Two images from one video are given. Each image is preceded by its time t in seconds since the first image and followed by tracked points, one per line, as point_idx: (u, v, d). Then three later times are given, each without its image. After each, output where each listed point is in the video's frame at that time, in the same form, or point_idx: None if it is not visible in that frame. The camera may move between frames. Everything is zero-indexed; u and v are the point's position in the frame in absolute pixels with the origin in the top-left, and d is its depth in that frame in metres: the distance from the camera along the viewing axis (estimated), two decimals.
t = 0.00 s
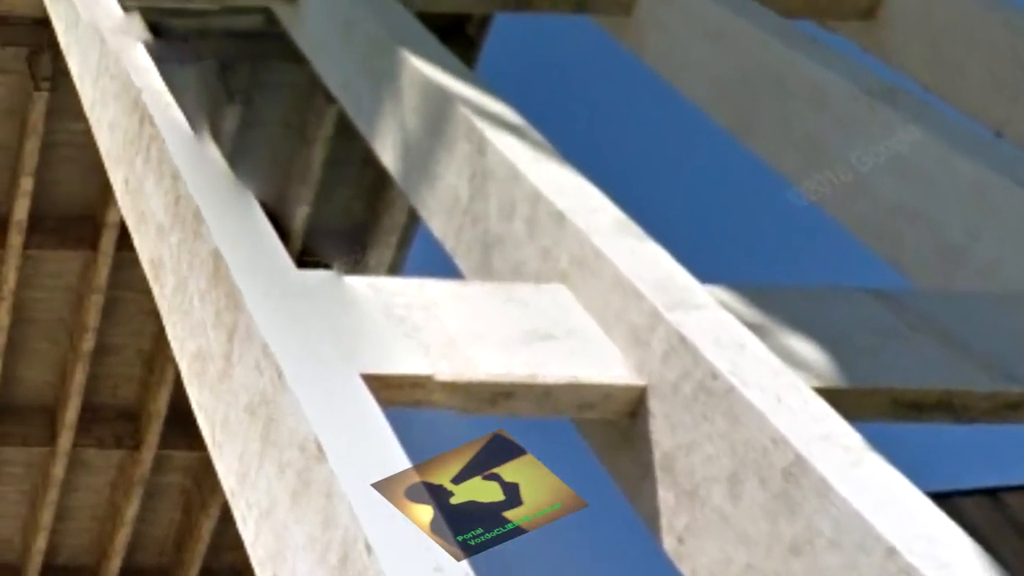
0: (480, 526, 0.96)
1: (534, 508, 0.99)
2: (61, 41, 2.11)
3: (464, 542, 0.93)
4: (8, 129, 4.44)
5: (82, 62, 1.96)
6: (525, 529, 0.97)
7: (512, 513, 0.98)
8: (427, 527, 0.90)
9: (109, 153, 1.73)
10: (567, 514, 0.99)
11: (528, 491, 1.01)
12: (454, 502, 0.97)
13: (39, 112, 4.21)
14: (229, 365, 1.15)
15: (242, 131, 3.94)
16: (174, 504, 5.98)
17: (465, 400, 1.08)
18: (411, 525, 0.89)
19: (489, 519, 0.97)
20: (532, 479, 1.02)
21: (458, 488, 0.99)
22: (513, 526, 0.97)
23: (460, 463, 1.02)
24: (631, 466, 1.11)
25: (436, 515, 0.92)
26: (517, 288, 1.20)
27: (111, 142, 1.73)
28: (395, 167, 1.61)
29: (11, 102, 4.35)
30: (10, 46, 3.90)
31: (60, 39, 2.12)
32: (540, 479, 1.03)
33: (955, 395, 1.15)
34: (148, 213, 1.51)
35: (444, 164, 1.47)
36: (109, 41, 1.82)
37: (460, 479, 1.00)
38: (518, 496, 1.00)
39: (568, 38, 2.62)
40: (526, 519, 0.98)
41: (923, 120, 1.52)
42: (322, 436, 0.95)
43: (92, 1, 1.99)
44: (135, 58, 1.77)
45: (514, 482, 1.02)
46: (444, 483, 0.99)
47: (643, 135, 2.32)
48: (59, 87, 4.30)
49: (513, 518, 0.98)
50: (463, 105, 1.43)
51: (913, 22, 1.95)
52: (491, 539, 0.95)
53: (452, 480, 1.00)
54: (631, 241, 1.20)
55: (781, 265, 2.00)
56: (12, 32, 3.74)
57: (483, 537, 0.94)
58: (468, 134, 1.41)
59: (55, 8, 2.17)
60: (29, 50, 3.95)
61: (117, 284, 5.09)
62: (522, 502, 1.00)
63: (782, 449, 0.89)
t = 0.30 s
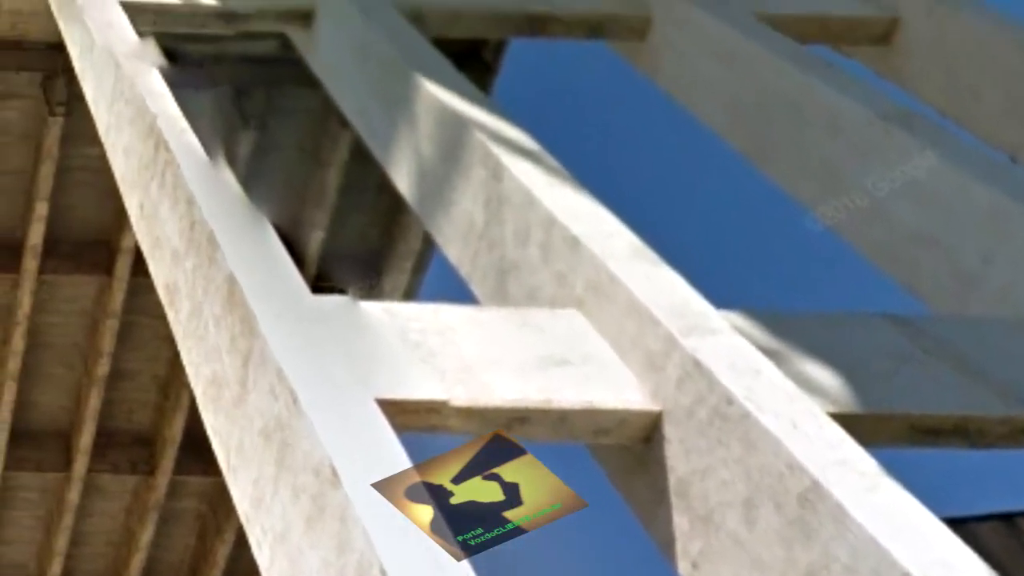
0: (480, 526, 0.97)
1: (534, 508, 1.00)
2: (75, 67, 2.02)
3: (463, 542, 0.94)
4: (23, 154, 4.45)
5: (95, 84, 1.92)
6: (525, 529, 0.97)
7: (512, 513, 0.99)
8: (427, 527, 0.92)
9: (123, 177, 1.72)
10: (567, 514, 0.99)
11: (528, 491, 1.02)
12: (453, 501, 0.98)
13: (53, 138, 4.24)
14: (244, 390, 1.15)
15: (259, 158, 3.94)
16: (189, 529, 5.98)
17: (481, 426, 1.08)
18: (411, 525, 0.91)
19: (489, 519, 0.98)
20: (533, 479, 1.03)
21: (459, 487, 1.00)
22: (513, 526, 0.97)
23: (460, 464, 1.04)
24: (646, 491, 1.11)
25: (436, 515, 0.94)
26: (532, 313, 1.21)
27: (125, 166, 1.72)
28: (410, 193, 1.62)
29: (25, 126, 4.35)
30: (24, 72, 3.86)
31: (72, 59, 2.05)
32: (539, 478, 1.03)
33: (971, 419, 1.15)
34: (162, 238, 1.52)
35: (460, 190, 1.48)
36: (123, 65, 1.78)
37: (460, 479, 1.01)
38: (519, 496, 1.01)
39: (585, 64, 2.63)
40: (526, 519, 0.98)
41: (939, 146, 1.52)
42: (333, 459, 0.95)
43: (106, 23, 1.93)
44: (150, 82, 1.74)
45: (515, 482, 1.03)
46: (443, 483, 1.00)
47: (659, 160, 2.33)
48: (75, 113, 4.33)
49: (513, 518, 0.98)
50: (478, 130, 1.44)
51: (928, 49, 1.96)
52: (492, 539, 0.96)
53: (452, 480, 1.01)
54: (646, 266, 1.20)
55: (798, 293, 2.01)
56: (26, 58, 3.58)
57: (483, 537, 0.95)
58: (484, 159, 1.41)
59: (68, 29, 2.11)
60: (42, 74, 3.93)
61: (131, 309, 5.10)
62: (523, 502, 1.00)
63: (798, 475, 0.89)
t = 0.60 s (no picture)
0: (480, 526, 0.98)
1: (533, 508, 1.00)
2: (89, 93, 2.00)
3: (463, 543, 0.96)
4: (38, 180, 4.49)
5: (111, 110, 1.89)
6: (524, 529, 0.98)
7: (512, 513, 1.00)
8: (427, 527, 0.94)
9: (138, 203, 1.74)
10: (567, 513, 1.00)
11: (527, 491, 1.02)
12: (453, 502, 1.00)
13: (68, 164, 4.27)
14: (259, 416, 1.16)
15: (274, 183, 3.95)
16: (205, 554, 6.00)
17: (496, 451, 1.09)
18: (411, 524, 0.94)
19: (490, 519, 0.99)
20: (533, 479, 1.04)
21: (458, 487, 1.02)
22: (512, 526, 0.98)
23: (461, 464, 1.05)
24: (660, 516, 1.11)
25: (436, 515, 0.96)
26: (547, 338, 1.22)
27: (140, 192, 1.74)
28: (426, 219, 1.63)
29: (41, 153, 4.39)
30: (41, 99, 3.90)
31: (88, 86, 2.01)
32: (537, 478, 1.04)
33: (986, 444, 1.15)
34: (178, 263, 1.53)
35: (475, 216, 1.49)
36: (139, 91, 1.76)
37: (460, 479, 1.03)
38: (518, 495, 1.02)
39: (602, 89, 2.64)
40: (525, 519, 0.99)
41: (953, 171, 1.53)
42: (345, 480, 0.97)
43: (123, 49, 1.90)
44: (165, 107, 1.72)
45: (515, 482, 1.03)
46: (443, 483, 1.02)
47: (675, 186, 2.41)
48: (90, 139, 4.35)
49: (513, 518, 0.99)
50: (494, 156, 1.45)
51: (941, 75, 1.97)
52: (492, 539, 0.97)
53: (452, 480, 1.03)
54: (661, 291, 1.21)
55: (811, 312, 2.12)
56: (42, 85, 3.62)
57: (483, 537, 0.97)
58: (500, 185, 1.43)
59: (81, 54, 2.08)
60: (58, 100, 3.97)
61: (146, 335, 5.13)
62: (523, 502, 1.01)
63: (813, 500, 0.90)
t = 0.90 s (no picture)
0: (480, 526, 1.00)
1: (534, 507, 1.02)
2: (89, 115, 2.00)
3: (463, 542, 0.97)
4: (38, 202, 4.49)
5: (111, 132, 1.90)
6: (524, 529, 1.00)
7: (512, 513, 1.02)
8: (427, 527, 0.98)
9: (139, 225, 1.74)
10: (566, 514, 1.01)
11: (527, 491, 1.04)
12: (453, 502, 1.02)
13: (68, 186, 4.28)
14: (259, 438, 1.16)
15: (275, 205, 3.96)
16: None
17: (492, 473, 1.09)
18: (411, 524, 0.97)
19: (490, 519, 1.01)
20: (532, 479, 1.06)
21: (458, 487, 1.04)
22: (512, 526, 1.00)
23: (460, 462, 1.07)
24: (660, 539, 1.11)
25: (436, 515, 0.99)
26: (547, 360, 1.22)
27: (140, 215, 1.74)
28: (426, 242, 1.64)
29: (41, 175, 4.40)
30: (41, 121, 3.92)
31: (87, 108, 2.02)
32: (539, 478, 1.06)
33: (986, 467, 1.16)
34: (178, 286, 1.53)
35: (475, 238, 1.50)
36: (139, 113, 1.76)
37: (460, 478, 1.05)
38: (518, 496, 1.04)
39: (602, 112, 2.64)
40: (525, 520, 1.01)
41: (953, 194, 1.53)
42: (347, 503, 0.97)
43: (123, 72, 1.89)
44: (165, 129, 1.73)
45: (514, 483, 1.05)
46: (444, 483, 1.04)
47: (676, 209, 2.43)
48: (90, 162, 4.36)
49: (513, 518, 1.01)
50: (494, 178, 1.46)
51: (942, 96, 1.98)
52: (491, 539, 0.99)
53: (452, 480, 1.05)
54: (661, 313, 1.22)
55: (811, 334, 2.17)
56: (42, 107, 3.64)
57: (483, 537, 0.99)
58: (500, 207, 1.43)
59: (81, 76, 2.08)
60: (59, 122, 3.98)
61: (146, 356, 5.13)
62: (523, 502, 1.03)
63: (813, 522, 0.91)
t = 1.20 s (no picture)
0: (480, 526, 1.05)
1: (533, 507, 1.06)
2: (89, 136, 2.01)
3: (463, 543, 1.02)
4: (38, 225, 4.51)
5: (112, 154, 1.90)
6: (525, 529, 1.04)
7: (512, 513, 1.05)
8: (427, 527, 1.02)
9: (139, 247, 1.75)
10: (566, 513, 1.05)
11: (526, 490, 1.08)
12: (453, 502, 1.05)
13: (68, 208, 4.30)
14: (259, 460, 1.16)
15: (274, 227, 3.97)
16: None
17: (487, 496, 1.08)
18: (411, 524, 1.01)
19: (490, 518, 1.05)
20: (532, 478, 1.08)
21: (458, 487, 1.07)
22: (512, 526, 1.04)
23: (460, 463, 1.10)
24: (660, 562, 1.11)
25: (437, 516, 1.03)
26: (547, 383, 1.22)
27: (140, 237, 1.75)
28: (427, 264, 1.64)
29: (42, 198, 4.41)
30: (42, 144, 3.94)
31: (88, 130, 2.03)
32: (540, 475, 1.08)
33: (985, 489, 1.16)
34: (178, 308, 1.54)
35: (475, 260, 1.50)
36: (139, 135, 1.77)
37: (460, 479, 1.08)
38: (518, 495, 1.07)
39: (602, 134, 2.68)
40: (526, 520, 1.04)
41: (953, 216, 1.54)
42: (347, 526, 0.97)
43: (123, 93, 1.90)
44: (165, 151, 1.74)
45: (515, 482, 1.08)
46: (444, 483, 1.07)
47: (681, 229, 2.46)
48: (91, 184, 4.38)
49: (513, 518, 1.05)
50: (494, 201, 1.47)
51: (942, 117, 1.99)
52: (490, 540, 1.04)
53: (452, 480, 1.07)
54: (661, 336, 1.22)
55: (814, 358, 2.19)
56: (42, 129, 3.66)
57: (483, 538, 1.03)
58: (500, 229, 1.44)
59: (82, 99, 2.09)
60: (59, 145, 4.00)
61: (146, 378, 5.13)
62: (523, 502, 1.06)
63: (813, 544, 0.92)
